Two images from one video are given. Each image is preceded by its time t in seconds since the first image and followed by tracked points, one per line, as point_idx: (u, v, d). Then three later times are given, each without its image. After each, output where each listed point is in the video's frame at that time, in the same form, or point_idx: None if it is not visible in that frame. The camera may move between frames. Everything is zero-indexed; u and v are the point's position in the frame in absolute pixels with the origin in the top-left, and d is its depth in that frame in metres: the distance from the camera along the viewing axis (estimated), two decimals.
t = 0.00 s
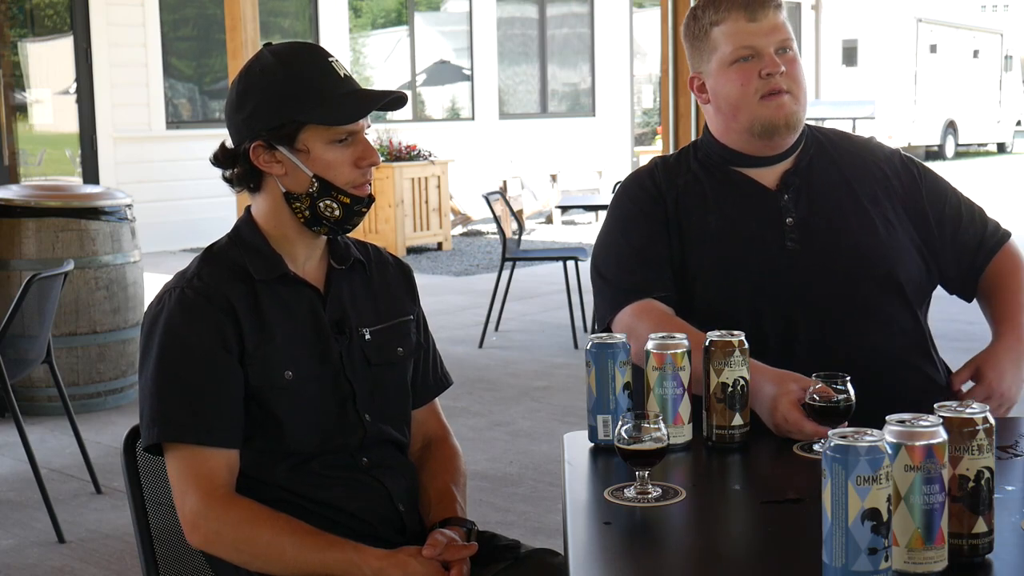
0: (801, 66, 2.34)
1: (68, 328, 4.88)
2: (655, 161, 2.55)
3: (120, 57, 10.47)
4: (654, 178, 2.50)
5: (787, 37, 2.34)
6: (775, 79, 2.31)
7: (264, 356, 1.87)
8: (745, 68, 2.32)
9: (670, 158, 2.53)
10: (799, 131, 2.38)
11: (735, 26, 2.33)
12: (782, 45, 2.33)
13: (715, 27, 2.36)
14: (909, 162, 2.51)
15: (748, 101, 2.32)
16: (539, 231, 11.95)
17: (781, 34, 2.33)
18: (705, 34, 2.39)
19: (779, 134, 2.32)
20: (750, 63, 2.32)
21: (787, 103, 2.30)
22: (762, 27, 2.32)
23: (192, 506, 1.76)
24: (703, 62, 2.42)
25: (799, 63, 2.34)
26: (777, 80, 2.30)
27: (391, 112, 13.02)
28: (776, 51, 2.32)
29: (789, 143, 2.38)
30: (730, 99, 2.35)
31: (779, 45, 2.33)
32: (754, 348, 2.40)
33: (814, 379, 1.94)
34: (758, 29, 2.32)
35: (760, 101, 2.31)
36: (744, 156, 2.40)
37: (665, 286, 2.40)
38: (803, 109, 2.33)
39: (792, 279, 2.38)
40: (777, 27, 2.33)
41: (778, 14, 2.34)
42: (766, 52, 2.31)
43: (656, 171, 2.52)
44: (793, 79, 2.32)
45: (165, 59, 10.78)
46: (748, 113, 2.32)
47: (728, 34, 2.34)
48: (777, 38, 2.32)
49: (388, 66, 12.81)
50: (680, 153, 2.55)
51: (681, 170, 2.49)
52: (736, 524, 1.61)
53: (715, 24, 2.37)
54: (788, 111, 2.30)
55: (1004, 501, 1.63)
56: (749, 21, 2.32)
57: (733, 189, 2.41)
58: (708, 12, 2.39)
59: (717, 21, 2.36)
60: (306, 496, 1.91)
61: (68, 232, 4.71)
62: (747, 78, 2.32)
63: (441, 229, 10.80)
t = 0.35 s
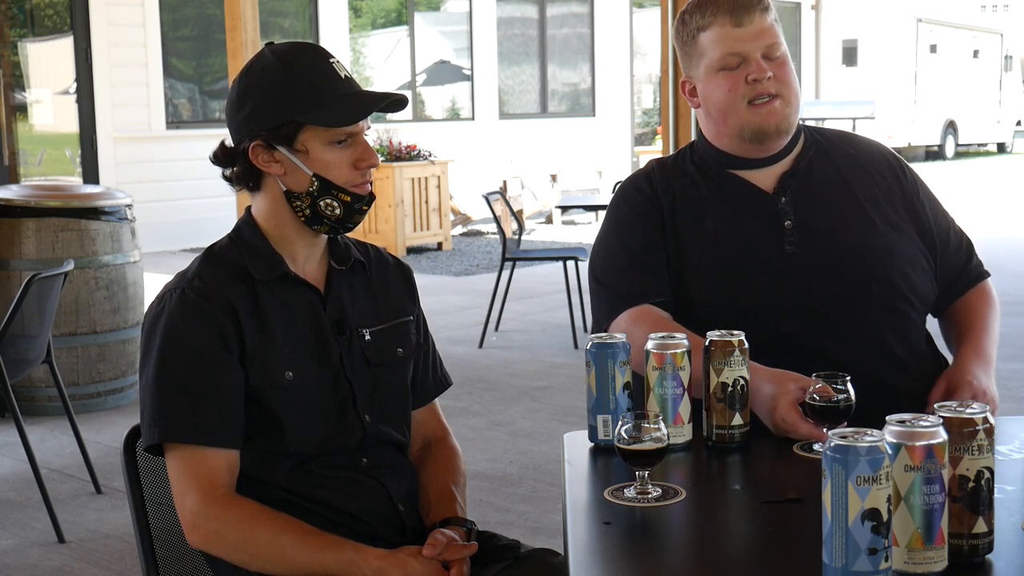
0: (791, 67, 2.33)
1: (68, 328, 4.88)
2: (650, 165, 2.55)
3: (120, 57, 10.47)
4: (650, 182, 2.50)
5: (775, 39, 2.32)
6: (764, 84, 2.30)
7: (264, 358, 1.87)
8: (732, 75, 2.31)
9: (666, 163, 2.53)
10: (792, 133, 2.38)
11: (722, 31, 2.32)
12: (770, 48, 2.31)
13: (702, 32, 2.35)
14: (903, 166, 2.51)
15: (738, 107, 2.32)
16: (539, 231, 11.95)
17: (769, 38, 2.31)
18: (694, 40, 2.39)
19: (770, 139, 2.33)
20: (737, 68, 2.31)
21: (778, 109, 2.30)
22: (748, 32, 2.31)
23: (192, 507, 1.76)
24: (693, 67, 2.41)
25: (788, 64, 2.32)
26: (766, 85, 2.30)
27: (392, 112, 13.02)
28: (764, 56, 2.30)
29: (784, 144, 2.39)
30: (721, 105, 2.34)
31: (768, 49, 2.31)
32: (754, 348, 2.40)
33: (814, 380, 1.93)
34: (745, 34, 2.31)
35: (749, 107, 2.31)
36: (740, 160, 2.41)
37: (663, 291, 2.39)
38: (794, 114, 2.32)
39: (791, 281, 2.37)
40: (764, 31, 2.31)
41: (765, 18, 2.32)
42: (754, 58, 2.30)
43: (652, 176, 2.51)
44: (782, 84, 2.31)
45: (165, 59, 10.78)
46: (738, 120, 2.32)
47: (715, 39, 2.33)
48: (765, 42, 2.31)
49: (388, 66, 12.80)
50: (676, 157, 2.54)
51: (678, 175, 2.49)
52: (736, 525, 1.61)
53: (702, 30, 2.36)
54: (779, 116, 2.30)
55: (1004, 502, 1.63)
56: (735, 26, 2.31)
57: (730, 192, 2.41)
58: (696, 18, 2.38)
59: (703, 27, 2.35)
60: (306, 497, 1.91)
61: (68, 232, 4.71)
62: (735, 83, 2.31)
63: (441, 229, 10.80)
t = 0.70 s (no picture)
0: (782, 82, 2.24)
1: (68, 328, 4.88)
2: (645, 170, 2.53)
3: (120, 57, 10.47)
4: (644, 188, 2.49)
5: (769, 55, 2.22)
6: (751, 103, 2.24)
7: (263, 358, 1.87)
8: (720, 92, 2.25)
9: (661, 167, 2.51)
10: (784, 146, 2.32)
11: (712, 48, 2.23)
12: (761, 66, 2.22)
13: (694, 44, 2.28)
14: (901, 162, 2.47)
15: (725, 125, 2.27)
16: (539, 231, 11.96)
17: (762, 54, 2.22)
18: (687, 50, 2.32)
19: (755, 155, 2.30)
20: (725, 86, 2.24)
21: (763, 130, 2.25)
22: (738, 50, 2.21)
23: (191, 507, 1.76)
24: (687, 74, 2.34)
25: (778, 80, 2.23)
26: (753, 105, 2.24)
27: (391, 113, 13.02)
28: (752, 76, 2.22)
29: (776, 158, 2.35)
30: (708, 120, 2.30)
31: (759, 66, 2.22)
32: (753, 349, 2.39)
33: (814, 379, 1.93)
34: (735, 52, 2.22)
35: (735, 126, 2.26)
36: (729, 171, 2.39)
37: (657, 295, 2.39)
38: (781, 133, 2.27)
39: (790, 283, 2.37)
40: (753, 48, 2.21)
41: (760, 33, 2.22)
42: (741, 77, 2.22)
43: (645, 182, 2.50)
44: (770, 103, 2.24)
45: (165, 60, 10.78)
46: (725, 137, 2.29)
47: (706, 54, 2.25)
48: (754, 61, 2.21)
49: (388, 66, 12.80)
50: (672, 159, 2.53)
51: (672, 181, 2.47)
52: (736, 525, 1.60)
53: (695, 41, 2.28)
54: (765, 136, 2.26)
55: (1004, 502, 1.63)
56: (724, 44, 2.22)
57: (722, 200, 2.39)
58: (691, 26, 2.29)
59: (695, 38, 2.28)
60: (306, 497, 1.91)
61: (68, 232, 4.71)
62: (721, 101, 2.25)
63: (441, 229, 10.80)
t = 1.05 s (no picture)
0: (778, 90, 2.20)
1: (68, 328, 4.88)
2: (640, 174, 2.51)
3: (120, 57, 10.47)
4: (639, 193, 2.48)
5: (765, 63, 2.17)
6: (747, 113, 2.20)
7: (263, 359, 1.87)
8: (714, 102, 2.20)
9: (656, 171, 2.49)
10: (780, 155, 2.30)
11: (707, 57, 2.19)
12: (757, 75, 2.18)
13: (688, 51, 2.23)
14: (897, 161, 2.45)
15: (721, 134, 2.23)
16: (539, 231, 11.96)
17: (759, 62, 2.17)
18: (680, 57, 2.28)
19: (752, 165, 2.27)
20: (720, 95, 2.20)
21: (760, 139, 2.22)
22: (733, 59, 2.17)
23: (191, 507, 1.76)
24: (681, 80, 2.30)
25: (774, 88, 2.19)
26: (750, 114, 2.20)
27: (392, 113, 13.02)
28: (747, 84, 2.18)
29: (772, 166, 2.32)
30: (702, 128, 2.25)
31: (755, 75, 2.18)
32: (752, 350, 2.39)
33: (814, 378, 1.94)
34: (730, 61, 2.17)
35: (732, 135, 2.23)
36: (723, 178, 2.37)
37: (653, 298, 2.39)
38: (777, 141, 2.24)
39: (788, 284, 2.36)
40: (748, 56, 2.17)
41: (755, 40, 2.17)
42: (737, 86, 2.18)
43: (641, 187, 2.48)
44: (767, 111, 2.21)
45: (165, 59, 10.78)
46: (722, 146, 2.25)
47: (700, 62, 2.20)
48: (749, 69, 2.17)
49: (388, 66, 12.80)
50: (669, 161, 2.51)
51: (669, 184, 2.45)
52: (735, 526, 1.60)
53: (689, 48, 2.23)
54: (760, 145, 2.22)
55: (1004, 501, 1.63)
56: (719, 53, 2.17)
57: (716, 206, 2.38)
58: (685, 32, 2.24)
59: (689, 45, 2.23)
60: (305, 497, 1.91)
61: (68, 232, 4.71)
62: (716, 111, 2.21)
63: (441, 229, 10.80)
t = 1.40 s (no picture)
0: (773, 94, 2.20)
1: (68, 328, 4.88)
2: (639, 178, 2.52)
3: (120, 57, 10.47)
4: (637, 196, 2.48)
5: (759, 67, 2.17)
6: (742, 119, 2.20)
7: (262, 359, 1.87)
8: (709, 108, 2.20)
9: (655, 174, 2.49)
10: (778, 160, 2.30)
11: (699, 64, 2.18)
12: (752, 79, 2.17)
13: (682, 58, 2.23)
14: (896, 160, 2.43)
15: (717, 141, 2.23)
16: (539, 231, 11.96)
17: (752, 68, 2.16)
18: (673, 64, 2.27)
19: (749, 170, 2.27)
20: (715, 101, 2.20)
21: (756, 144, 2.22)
22: (726, 65, 2.16)
23: (191, 507, 1.76)
24: (675, 87, 2.30)
25: (769, 93, 2.19)
26: (745, 120, 2.20)
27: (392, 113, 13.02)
28: (742, 90, 2.18)
29: (768, 172, 2.32)
30: (697, 135, 2.25)
31: (749, 80, 2.17)
32: (753, 350, 2.39)
33: (814, 380, 1.93)
34: (723, 68, 2.17)
35: (727, 141, 2.22)
36: (721, 183, 2.36)
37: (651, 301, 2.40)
38: (773, 146, 2.24)
39: (787, 286, 2.36)
40: (742, 61, 2.16)
41: (748, 44, 2.17)
42: (731, 92, 2.18)
43: (639, 191, 2.49)
44: (761, 117, 2.21)
45: (165, 59, 10.78)
46: (718, 153, 2.25)
47: (693, 69, 2.20)
48: (743, 74, 2.17)
49: (388, 66, 12.80)
50: (668, 165, 2.51)
51: (666, 188, 2.45)
52: (736, 526, 1.60)
53: (682, 55, 2.23)
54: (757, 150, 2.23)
55: (1004, 501, 1.63)
56: (712, 59, 2.17)
57: (714, 209, 2.38)
58: (677, 39, 2.24)
59: (682, 52, 2.23)
60: (306, 497, 1.91)
61: (68, 232, 4.71)
62: (711, 118, 2.20)
63: (441, 229, 10.80)
